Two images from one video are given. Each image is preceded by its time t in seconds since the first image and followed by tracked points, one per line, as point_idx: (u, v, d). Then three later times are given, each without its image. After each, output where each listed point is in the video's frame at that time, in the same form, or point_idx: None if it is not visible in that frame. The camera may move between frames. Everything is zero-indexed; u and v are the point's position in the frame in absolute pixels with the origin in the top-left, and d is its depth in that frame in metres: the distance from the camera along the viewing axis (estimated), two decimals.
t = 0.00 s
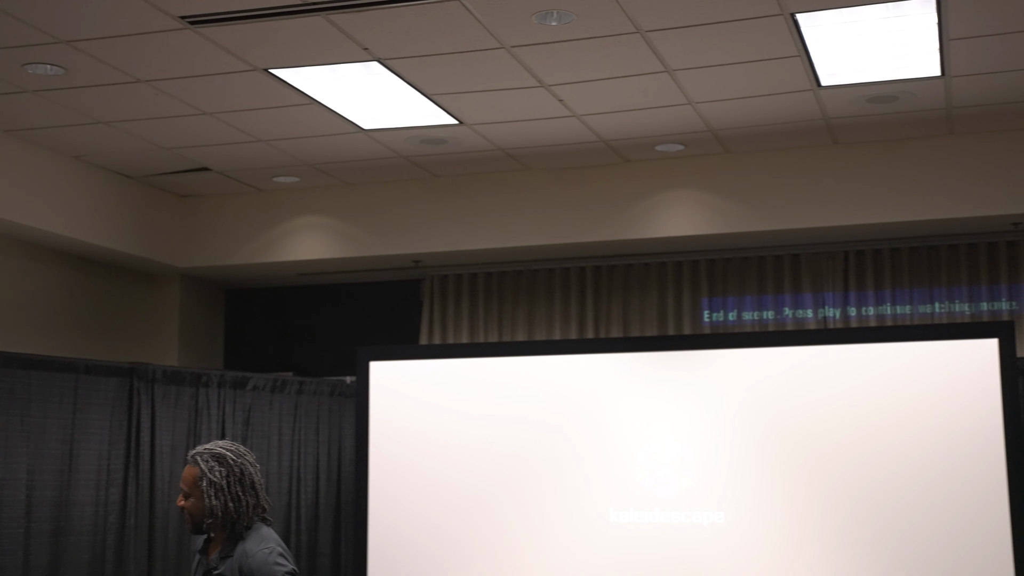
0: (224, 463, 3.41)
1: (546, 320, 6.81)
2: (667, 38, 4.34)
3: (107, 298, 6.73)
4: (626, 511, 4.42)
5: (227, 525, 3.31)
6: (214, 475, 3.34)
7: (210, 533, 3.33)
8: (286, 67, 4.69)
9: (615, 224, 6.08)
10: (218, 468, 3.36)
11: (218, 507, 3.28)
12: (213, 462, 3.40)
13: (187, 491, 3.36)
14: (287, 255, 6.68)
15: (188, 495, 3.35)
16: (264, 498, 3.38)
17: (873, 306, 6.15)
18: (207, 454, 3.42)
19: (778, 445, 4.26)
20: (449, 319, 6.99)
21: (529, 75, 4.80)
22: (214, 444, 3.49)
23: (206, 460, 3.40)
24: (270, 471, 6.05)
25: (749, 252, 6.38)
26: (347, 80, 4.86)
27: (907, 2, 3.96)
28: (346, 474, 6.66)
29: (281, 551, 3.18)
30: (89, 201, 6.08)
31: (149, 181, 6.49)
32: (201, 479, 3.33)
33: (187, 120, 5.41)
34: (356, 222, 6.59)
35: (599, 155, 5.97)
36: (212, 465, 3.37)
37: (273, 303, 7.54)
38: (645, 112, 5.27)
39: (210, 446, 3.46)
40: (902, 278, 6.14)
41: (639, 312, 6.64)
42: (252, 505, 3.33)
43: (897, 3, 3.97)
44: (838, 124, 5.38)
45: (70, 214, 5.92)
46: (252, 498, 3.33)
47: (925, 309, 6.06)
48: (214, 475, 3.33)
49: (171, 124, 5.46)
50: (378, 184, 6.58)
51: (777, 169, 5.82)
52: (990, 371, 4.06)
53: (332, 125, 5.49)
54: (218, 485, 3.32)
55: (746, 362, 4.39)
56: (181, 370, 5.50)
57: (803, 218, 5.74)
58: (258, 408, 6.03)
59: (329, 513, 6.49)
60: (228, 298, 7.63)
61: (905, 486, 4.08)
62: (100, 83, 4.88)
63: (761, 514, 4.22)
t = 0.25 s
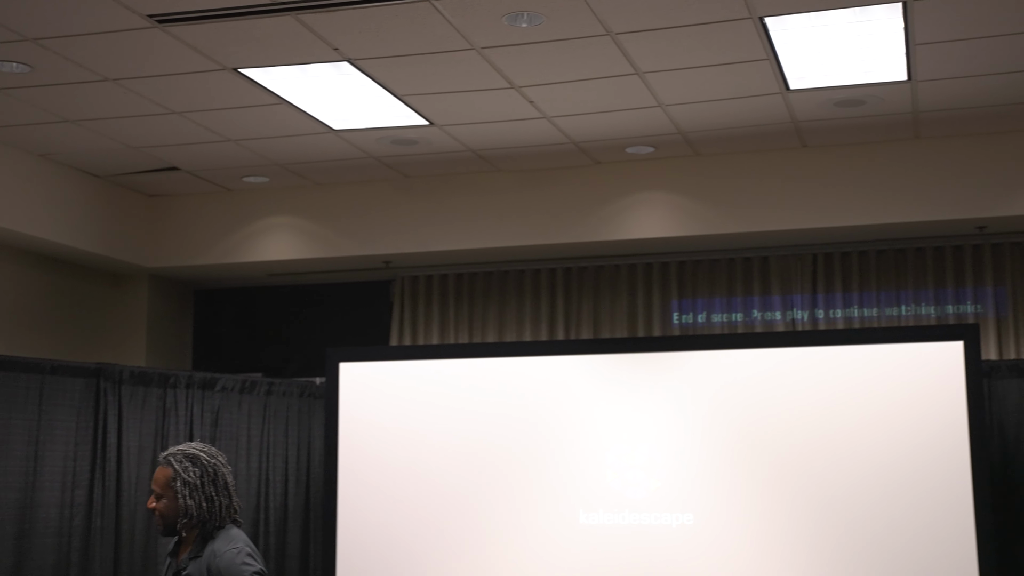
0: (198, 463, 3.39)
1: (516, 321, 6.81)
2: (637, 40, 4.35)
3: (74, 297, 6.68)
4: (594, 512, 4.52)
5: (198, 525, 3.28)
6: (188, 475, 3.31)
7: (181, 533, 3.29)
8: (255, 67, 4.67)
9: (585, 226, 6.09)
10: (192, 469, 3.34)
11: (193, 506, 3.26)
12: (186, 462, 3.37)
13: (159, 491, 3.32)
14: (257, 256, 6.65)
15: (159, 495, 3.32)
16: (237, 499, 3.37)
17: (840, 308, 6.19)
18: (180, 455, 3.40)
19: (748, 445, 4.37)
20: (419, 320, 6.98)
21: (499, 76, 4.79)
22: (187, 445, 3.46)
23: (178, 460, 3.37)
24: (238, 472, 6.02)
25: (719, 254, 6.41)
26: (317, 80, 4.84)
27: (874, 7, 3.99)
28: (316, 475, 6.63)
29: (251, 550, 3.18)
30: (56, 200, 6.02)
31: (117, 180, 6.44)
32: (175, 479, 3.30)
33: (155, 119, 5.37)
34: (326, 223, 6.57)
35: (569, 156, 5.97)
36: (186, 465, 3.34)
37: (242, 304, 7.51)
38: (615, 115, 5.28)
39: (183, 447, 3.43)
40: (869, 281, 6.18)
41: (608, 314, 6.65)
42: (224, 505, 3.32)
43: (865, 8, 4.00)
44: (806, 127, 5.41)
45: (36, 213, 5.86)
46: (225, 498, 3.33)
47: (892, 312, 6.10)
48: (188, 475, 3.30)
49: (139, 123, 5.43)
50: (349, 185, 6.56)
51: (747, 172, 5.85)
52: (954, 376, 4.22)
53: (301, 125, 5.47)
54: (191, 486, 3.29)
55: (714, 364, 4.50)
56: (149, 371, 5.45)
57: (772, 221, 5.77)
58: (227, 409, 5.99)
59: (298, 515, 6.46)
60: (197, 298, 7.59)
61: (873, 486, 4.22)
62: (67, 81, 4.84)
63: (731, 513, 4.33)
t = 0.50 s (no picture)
0: (170, 466, 3.38)
1: (487, 325, 6.82)
2: (608, 46, 4.36)
3: (41, 300, 6.62)
4: (565, 516, 4.54)
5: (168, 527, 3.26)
6: (160, 478, 3.30)
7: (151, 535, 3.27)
8: (225, 69, 4.65)
9: (557, 231, 6.10)
10: (163, 471, 3.33)
11: (164, 507, 3.24)
12: (157, 465, 3.36)
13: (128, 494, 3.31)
14: (227, 259, 6.61)
15: (128, 498, 3.30)
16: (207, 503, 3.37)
17: (810, 314, 6.23)
18: (151, 458, 3.39)
19: (718, 453, 4.42)
20: (390, 324, 6.98)
21: (471, 81, 4.79)
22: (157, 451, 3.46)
23: (149, 463, 3.36)
24: (207, 476, 5.98)
25: (689, 259, 6.43)
26: (288, 83, 4.82)
27: (843, 15, 4.02)
28: (285, 480, 6.60)
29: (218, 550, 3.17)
30: (23, 202, 5.97)
31: (86, 182, 6.40)
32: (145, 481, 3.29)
33: (124, 121, 5.34)
34: (297, 226, 6.54)
35: (541, 161, 5.98)
36: (158, 468, 3.34)
37: (211, 307, 7.47)
38: (587, 120, 5.29)
39: (154, 451, 3.44)
40: (838, 287, 6.23)
41: (580, 318, 6.67)
42: (196, 508, 3.31)
43: (833, 16, 4.03)
44: (776, 134, 5.44)
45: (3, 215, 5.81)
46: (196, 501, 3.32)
47: (861, 317, 6.15)
48: (159, 477, 3.30)
49: (108, 125, 5.39)
50: (320, 188, 6.54)
51: (717, 177, 5.88)
52: (920, 385, 4.28)
53: (272, 129, 5.45)
54: (163, 487, 3.29)
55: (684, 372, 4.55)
56: (117, 375, 5.40)
57: (743, 226, 5.80)
58: (196, 413, 5.95)
59: (267, 520, 6.42)
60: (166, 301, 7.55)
61: (841, 492, 4.28)
62: (34, 82, 4.80)
63: (700, 518, 4.39)
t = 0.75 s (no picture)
0: (136, 468, 3.36)
1: (457, 327, 6.81)
2: (577, 48, 4.37)
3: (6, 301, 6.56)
4: (535, 518, 4.54)
5: (133, 530, 3.25)
6: (126, 480, 3.28)
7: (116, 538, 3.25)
8: (193, 69, 4.62)
9: (526, 233, 6.10)
10: (130, 474, 3.31)
11: (130, 511, 3.23)
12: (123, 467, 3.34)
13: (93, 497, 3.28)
14: (195, 260, 6.57)
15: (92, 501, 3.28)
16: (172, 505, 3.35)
17: (777, 316, 6.27)
18: (117, 460, 3.37)
19: (685, 456, 4.45)
20: (359, 325, 6.96)
21: (440, 83, 4.79)
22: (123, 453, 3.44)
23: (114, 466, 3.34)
24: (173, 479, 5.94)
25: (658, 262, 6.46)
26: (256, 84, 4.81)
27: (809, 19, 4.05)
28: (252, 482, 6.57)
29: (180, 549, 3.15)
30: None
31: (52, 182, 6.34)
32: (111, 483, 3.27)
33: (91, 121, 5.30)
34: (266, 227, 6.52)
35: (510, 163, 5.99)
36: (123, 470, 3.31)
37: (179, 309, 7.43)
38: (556, 122, 5.30)
39: (121, 454, 3.40)
40: (805, 289, 6.27)
41: (549, 320, 6.68)
42: (161, 511, 3.29)
43: (800, 20, 4.06)
44: (744, 137, 5.47)
45: None
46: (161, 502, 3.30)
47: (827, 320, 6.19)
48: (125, 479, 3.27)
49: (74, 125, 5.35)
50: (289, 189, 6.52)
51: (686, 180, 5.90)
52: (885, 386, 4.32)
53: (240, 129, 5.42)
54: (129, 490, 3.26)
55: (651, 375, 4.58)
56: (82, 377, 5.35)
57: (711, 229, 5.82)
58: (162, 415, 5.91)
59: (234, 522, 6.39)
60: (133, 302, 7.50)
61: (807, 495, 4.30)
62: None
63: (667, 521, 4.40)
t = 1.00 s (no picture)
0: (100, 470, 3.33)
1: (426, 328, 6.81)
2: (545, 50, 4.38)
3: None
4: (501, 518, 4.66)
5: (97, 531, 3.22)
6: (90, 482, 3.25)
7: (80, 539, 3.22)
8: (159, 68, 4.59)
9: (495, 234, 6.11)
10: (94, 475, 3.28)
11: (94, 513, 3.20)
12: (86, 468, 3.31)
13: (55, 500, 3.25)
14: (161, 260, 6.53)
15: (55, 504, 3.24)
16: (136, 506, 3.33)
17: (744, 317, 6.30)
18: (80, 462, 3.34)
19: (656, 457, 4.58)
20: (327, 326, 6.94)
21: (409, 83, 4.79)
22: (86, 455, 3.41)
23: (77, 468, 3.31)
24: (138, 480, 5.90)
25: (627, 263, 6.48)
26: (223, 82, 4.78)
27: (776, 23, 4.07)
28: (219, 484, 6.53)
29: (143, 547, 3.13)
30: None
31: (16, 180, 6.29)
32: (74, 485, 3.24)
33: (55, 119, 5.25)
34: (233, 227, 6.49)
35: (479, 164, 5.99)
36: (87, 471, 3.28)
37: (145, 309, 7.38)
38: (526, 123, 5.30)
39: (85, 456, 3.37)
40: (772, 291, 6.30)
41: (518, 321, 6.68)
42: (125, 513, 3.27)
43: (767, 24, 4.08)
44: (712, 140, 5.50)
45: None
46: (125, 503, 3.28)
47: (794, 321, 6.23)
48: (88, 480, 3.24)
49: (39, 123, 5.30)
50: (257, 189, 6.49)
51: (654, 182, 5.92)
52: (850, 391, 4.47)
53: (207, 128, 5.39)
54: (93, 492, 3.24)
55: (623, 376, 4.71)
56: (46, 377, 5.30)
57: (679, 231, 5.85)
58: (127, 415, 5.86)
59: (200, 523, 6.35)
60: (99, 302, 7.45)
61: (769, 498, 4.44)
62: None
63: (635, 521, 4.54)
